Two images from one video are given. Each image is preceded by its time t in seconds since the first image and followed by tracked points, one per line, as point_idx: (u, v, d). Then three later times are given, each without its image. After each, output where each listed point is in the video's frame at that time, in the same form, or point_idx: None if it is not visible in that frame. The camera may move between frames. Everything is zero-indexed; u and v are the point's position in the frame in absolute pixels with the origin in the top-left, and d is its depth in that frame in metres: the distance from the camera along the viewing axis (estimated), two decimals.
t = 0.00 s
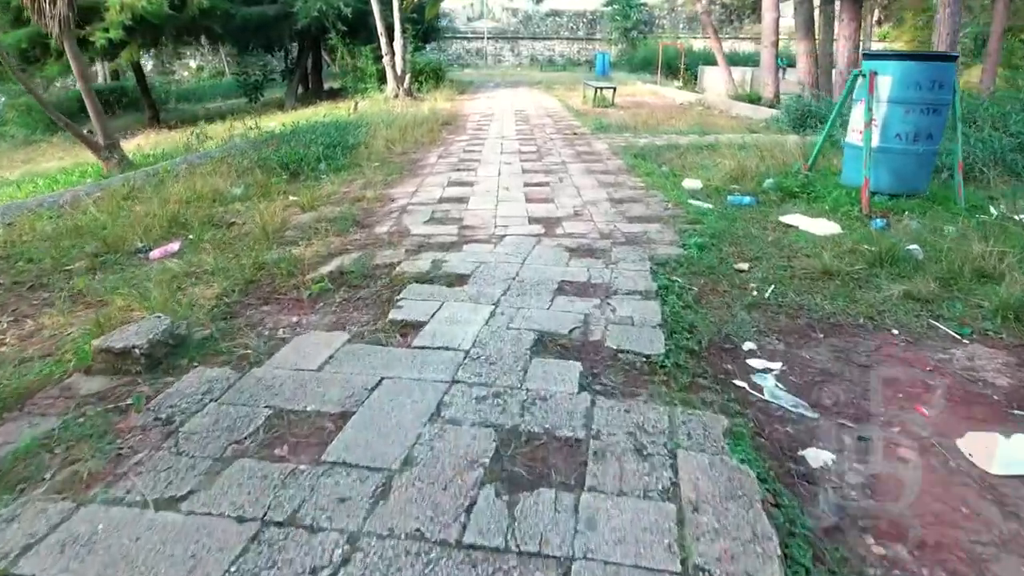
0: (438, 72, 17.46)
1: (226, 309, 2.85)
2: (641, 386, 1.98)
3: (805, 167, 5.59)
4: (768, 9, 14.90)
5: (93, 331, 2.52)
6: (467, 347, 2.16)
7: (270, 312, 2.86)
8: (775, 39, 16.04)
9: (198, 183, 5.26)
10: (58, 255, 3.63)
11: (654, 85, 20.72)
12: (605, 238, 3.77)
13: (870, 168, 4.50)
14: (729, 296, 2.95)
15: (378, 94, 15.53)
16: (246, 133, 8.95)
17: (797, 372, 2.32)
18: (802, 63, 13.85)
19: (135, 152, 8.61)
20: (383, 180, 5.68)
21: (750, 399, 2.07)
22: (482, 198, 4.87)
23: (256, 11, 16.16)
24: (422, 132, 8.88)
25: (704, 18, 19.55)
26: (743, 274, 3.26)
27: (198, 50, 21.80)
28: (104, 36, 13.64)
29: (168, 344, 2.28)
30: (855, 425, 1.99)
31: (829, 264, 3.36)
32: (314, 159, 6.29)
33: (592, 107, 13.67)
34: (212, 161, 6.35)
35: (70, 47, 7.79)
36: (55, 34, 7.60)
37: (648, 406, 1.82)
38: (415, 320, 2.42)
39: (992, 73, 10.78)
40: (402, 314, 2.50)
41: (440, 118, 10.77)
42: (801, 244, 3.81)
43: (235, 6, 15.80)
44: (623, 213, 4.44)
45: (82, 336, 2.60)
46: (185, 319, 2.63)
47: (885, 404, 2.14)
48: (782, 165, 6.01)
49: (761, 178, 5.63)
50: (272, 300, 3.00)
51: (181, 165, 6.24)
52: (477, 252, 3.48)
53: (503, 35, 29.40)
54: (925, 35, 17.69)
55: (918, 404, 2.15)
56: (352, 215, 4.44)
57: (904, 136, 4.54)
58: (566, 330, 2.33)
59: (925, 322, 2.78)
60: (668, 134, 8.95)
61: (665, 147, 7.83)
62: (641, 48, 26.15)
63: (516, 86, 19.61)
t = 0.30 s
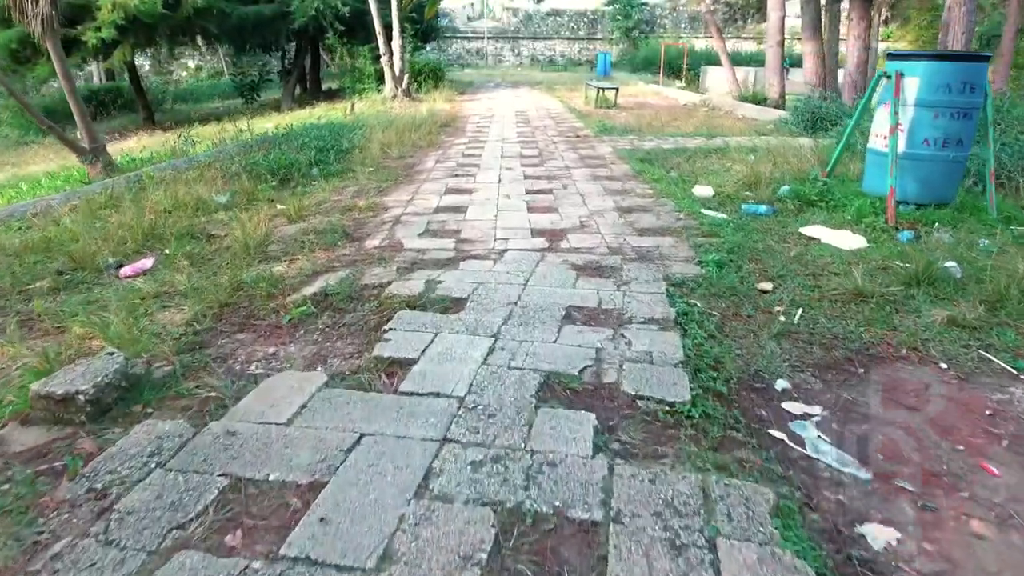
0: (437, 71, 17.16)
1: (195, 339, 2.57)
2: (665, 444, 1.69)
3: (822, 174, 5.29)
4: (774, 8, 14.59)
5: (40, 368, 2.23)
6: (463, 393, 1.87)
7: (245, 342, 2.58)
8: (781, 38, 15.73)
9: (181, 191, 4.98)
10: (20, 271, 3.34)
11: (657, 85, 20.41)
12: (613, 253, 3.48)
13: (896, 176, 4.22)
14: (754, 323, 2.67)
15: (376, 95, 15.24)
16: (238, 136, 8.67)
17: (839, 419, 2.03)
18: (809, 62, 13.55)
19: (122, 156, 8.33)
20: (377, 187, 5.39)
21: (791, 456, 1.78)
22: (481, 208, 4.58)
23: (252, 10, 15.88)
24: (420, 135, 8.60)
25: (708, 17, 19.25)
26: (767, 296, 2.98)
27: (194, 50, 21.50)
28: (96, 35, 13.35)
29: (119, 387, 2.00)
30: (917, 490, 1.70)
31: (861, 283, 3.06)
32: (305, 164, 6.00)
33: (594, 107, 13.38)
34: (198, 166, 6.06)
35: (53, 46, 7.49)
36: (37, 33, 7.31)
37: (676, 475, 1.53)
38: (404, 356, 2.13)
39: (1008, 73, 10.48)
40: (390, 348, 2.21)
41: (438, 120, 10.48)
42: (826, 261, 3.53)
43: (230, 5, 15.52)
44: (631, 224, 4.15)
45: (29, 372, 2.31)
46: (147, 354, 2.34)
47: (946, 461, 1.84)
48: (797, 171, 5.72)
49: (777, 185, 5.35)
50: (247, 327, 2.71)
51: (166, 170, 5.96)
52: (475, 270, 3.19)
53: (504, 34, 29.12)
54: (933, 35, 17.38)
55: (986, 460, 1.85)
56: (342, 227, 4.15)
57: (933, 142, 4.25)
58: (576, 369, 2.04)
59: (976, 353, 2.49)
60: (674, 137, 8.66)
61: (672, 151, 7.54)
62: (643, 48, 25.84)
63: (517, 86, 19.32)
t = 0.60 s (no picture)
0: (436, 71, 16.86)
1: (155, 377, 2.28)
2: (698, 528, 1.40)
3: (843, 183, 5.00)
4: (780, 7, 14.30)
5: None
6: (456, 458, 1.58)
7: (211, 379, 2.28)
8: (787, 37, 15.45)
9: (161, 199, 4.69)
10: None
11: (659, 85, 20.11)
12: (624, 271, 3.19)
13: (927, 184, 3.91)
14: (786, 356, 2.37)
15: (374, 96, 14.95)
16: (229, 138, 8.38)
17: (897, 481, 1.73)
18: (815, 62, 13.26)
19: (109, 160, 8.06)
20: (370, 194, 5.10)
21: (848, 535, 1.49)
22: (480, 218, 4.29)
23: (248, 9, 15.60)
24: (417, 137, 8.30)
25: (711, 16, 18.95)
26: (797, 323, 2.68)
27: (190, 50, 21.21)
28: (87, 34, 13.06)
29: (54, 447, 1.71)
30: None
31: (899, 307, 2.77)
32: (294, 170, 5.71)
33: (596, 108, 13.09)
34: (183, 172, 5.77)
35: (34, 45, 7.20)
36: (18, 31, 7.02)
37: None
38: (388, 404, 1.83)
39: None
40: (373, 392, 1.92)
41: (437, 122, 10.19)
42: (855, 279, 3.24)
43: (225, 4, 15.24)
44: (641, 238, 3.86)
45: None
46: (96, 399, 2.06)
47: None
48: (814, 177, 5.43)
49: (794, 192, 5.05)
50: (216, 361, 2.41)
51: (149, 176, 5.67)
52: (473, 291, 2.89)
53: (504, 34, 28.83)
54: (941, 34, 17.09)
55: None
56: (330, 240, 3.86)
57: (966, 148, 3.96)
58: (590, 422, 1.75)
59: None
60: (680, 140, 8.37)
61: (680, 155, 7.23)
62: (644, 47, 25.54)
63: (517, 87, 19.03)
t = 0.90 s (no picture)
0: (436, 71, 16.55)
1: (102, 427, 1.99)
2: None
3: (866, 193, 4.69)
4: (786, 6, 14.01)
5: None
6: (445, 556, 1.29)
7: (168, 428, 1.99)
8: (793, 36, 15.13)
9: (136, 210, 4.40)
10: None
11: (662, 86, 19.78)
12: (636, 294, 2.89)
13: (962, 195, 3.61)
14: (828, 401, 2.06)
15: (372, 96, 14.64)
16: (220, 141, 8.09)
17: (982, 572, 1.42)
18: (823, 62, 12.95)
19: (94, 164, 7.77)
20: (362, 203, 4.80)
21: None
22: (479, 231, 3.99)
23: (243, 8, 15.30)
24: (414, 140, 8.00)
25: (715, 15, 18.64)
26: (834, 359, 2.38)
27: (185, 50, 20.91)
28: (77, 34, 12.78)
29: None
30: None
31: (948, 339, 2.46)
32: (282, 177, 5.43)
33: (599, 110, 12.78)
34: (165, 179, 5.48)
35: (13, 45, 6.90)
36: None
37: None
38: (365, 475, 1.54)
39: None
40: (350, 455, 1.62)
41: (436, 124, 9.90)
42: (893, 303, 2.93)
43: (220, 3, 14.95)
44: (653, 253, 3.56)
45: None
46: (25, 460, 1.76)
47: None
48: (834, 184, 5.13)
49: (813, 201, 4.75)
50: (175, 404, 2.12)
51: (129, 183, 5.38)
52: (470, 319, 2.58)
53: (504, 34, 28.53)
54: (950, 34, 16.78)
55: None
56: (315, 255, 3.55)
57: (1007, 155, 3.66)
58: (607, 499, 1.45)
59: None
60: (687, 143, 8.07)
61: (688, 160, 6.93)
62: (646, 47, 25.22)
63: (518, 87, 18.73)
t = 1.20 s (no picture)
0: (434, 72, 16.25)
1: (32, 495, 1.69)
2: None
3: (892, 204, 4.38)
4: (792, 5, 13.71)
5: None
6: None
7: (108, 496, 1.69)
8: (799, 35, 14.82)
9: (109, 221, 4.11)
10: None
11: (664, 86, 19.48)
12: (652, 322, 2.58)
13: (1005, 209, 3.30)
14: (883, 462, 1.76)
15: (369, 97, 14.34)
16: (209, 145, 7.79)
17: None
18: (831, 62, 12.65)
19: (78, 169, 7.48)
20: (352, 214, 4.51)
21: None
22: (477, 246, 3.69)
23: (238, 7, 14.99)
24: (410, 144, 7.69)
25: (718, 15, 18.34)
26: (883, 404, 2.07)
27: (181, 50, 20.62)
28: (67, 34, 12.49)
29: None
30: None
31: (1012, 379, 2.15)
32: (268, 185, 5.14)
33: (601, 111, 12.47)
34: (146, 187, 5.18)
35: None
36: None
37: None
38: None
39: None
40: (315, 551, 1.34)
41: (433, 126, 9.59)
42: (937, 332, 2.63)
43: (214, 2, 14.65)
44: (666, 273, 3.26)
45: None
46: None
47: None
48: (855, 192, 4.83)
49: (835, 212, 4.45)
50: (120, 464, 1.82)
51: (107, 190, 5.08)
52: (465, 354, 2.28)
53: (504, 34, 28.21)
54: (959, 33, 16.46)
55: None
56: (297, 275, 3.25)
57: None
58: None
59: None
60: (694, 147, 7.77)
61: (696, 165, 6.62)
62: (648, 47, 24.90)
63: (518, 87, 18.41)
